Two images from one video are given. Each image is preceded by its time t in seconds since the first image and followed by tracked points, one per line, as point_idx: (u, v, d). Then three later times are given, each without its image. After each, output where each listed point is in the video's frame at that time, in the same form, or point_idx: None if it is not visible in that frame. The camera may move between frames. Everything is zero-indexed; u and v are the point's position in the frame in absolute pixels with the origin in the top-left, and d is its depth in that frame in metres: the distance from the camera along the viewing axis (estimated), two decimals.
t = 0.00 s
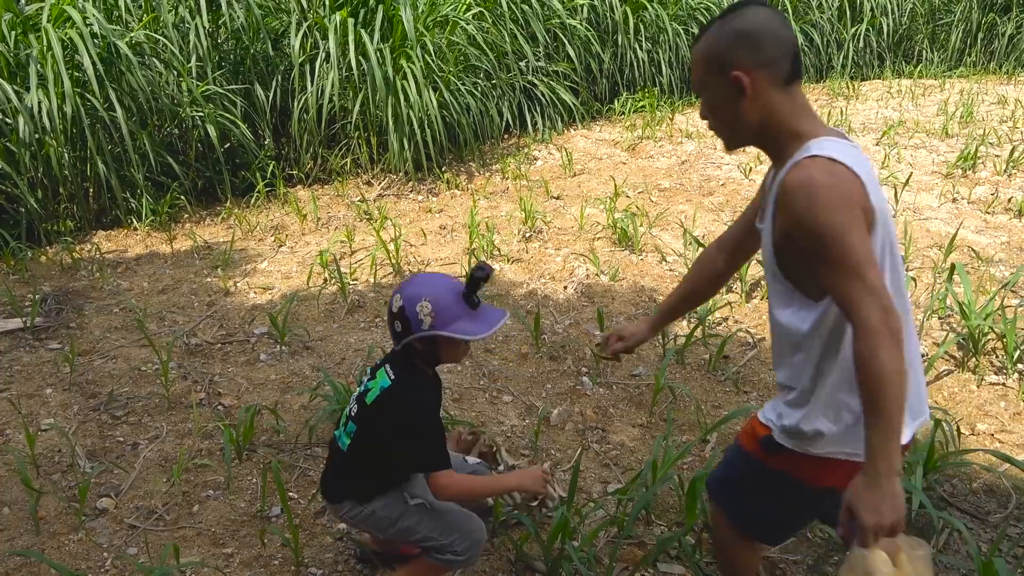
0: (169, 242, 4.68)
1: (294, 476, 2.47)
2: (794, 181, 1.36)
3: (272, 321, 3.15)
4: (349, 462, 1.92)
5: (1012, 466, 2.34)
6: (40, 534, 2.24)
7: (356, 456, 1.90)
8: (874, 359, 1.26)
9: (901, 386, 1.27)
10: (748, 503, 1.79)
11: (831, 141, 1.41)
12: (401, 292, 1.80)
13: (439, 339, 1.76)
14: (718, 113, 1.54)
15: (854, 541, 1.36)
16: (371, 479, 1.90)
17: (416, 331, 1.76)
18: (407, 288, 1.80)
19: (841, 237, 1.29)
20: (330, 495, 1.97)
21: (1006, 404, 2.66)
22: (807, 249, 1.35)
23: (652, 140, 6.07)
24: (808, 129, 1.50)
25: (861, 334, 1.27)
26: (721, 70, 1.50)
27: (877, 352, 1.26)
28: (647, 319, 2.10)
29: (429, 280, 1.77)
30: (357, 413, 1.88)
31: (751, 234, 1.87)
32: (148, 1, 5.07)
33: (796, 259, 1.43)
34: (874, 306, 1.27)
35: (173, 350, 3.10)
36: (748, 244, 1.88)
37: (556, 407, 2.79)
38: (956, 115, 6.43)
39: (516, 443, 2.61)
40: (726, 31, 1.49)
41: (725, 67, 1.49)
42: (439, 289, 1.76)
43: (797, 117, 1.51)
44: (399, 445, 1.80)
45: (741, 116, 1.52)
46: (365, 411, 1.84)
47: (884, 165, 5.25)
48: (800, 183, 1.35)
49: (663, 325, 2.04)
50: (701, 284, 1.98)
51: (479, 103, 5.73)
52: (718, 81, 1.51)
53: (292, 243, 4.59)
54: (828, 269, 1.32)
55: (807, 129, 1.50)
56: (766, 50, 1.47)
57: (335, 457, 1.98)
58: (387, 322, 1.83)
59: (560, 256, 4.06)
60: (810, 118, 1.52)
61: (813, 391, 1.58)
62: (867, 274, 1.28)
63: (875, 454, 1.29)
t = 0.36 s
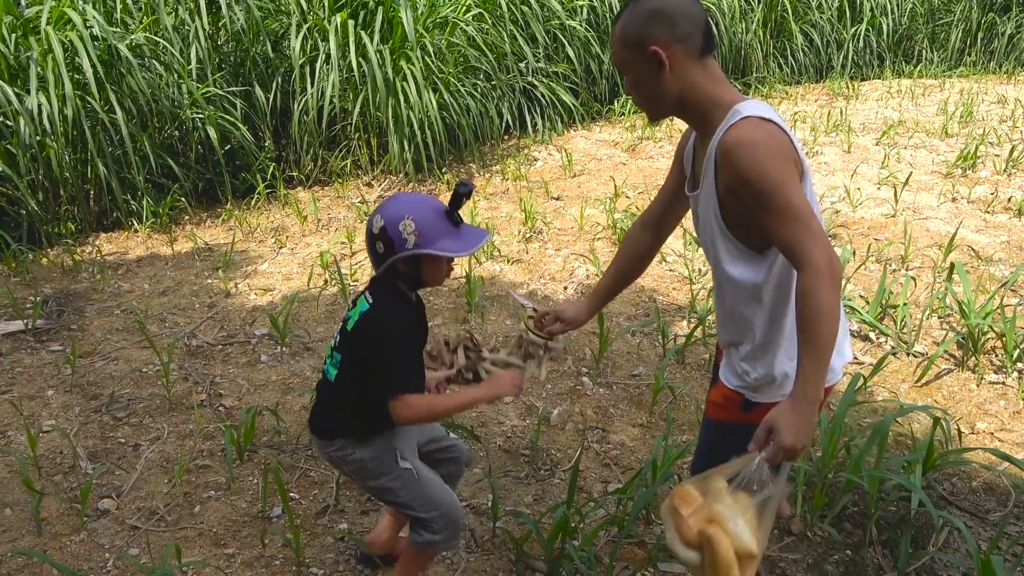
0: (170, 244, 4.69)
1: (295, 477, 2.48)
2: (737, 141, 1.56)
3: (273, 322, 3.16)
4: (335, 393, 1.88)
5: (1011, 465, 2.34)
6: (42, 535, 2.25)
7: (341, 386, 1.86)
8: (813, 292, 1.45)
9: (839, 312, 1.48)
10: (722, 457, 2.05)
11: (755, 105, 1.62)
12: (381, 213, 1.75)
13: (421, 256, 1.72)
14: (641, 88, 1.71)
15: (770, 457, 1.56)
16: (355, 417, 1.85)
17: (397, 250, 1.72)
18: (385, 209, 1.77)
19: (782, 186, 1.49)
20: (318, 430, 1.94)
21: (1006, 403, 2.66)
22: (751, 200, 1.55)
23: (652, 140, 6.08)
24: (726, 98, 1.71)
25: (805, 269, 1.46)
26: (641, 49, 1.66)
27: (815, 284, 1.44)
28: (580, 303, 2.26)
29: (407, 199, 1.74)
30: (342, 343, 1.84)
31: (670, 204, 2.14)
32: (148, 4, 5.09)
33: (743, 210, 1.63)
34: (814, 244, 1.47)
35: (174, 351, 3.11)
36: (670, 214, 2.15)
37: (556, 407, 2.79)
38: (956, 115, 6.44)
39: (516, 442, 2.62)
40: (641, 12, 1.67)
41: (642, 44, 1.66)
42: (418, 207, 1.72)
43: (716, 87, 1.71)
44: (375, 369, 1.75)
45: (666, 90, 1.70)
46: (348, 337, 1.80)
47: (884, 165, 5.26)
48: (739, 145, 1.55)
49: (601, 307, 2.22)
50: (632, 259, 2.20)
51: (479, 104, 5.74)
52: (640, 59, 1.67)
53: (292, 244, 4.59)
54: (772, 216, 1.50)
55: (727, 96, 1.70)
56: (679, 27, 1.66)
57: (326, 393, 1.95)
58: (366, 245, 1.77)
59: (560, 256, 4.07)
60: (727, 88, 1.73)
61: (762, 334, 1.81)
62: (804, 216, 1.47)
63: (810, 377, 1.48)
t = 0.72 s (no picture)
0: (175, 247, 4.71)
1: (299, 478, 2.48)
2: (745, 121, 1.65)
3: (277, 325, 3.17)
4: (325, 331, 1.92)
5: (1014, 467, 2.34)
6: (47, 536, 2.26)
7: (332, 326, 1.91)
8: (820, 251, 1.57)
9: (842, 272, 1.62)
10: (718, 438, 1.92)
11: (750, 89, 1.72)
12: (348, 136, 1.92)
13: (366, 177, 1.84)
14: (645, 72, 1.74)
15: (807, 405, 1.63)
16: (357, 346, 1.89)
17: (345, 175, 1.87)
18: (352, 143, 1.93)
19: (788, 161, 1.62)
20: (306, 376, 1.97)
21: (1009, 405, 2.66)
22: (759, 174, 1.65)
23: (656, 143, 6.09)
24: (723, 82, 1.77)
25: (812, 233, 1.58)
26: (652, 33, 1.69)
27: (822, 245, 1.57)
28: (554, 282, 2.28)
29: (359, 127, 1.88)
30: (331, 280, 1.91)
31: (646, 190, 2.21)
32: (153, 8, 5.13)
33: (744, 184, 1.72)
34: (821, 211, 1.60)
35: (178, 354, 3.12)
36: (648, 197, 2.22)
37: (559, 409, 2.79)
38: (960, 117, 6.43)
39: (519, 444, 2.62)
40: None
41: (652, 27, 1.69)
42: (363, 131, 1.86)
43: (715, 71, 1.78)
44: (376, 291, 1.84)
45: (669, 75, 1.74)
46: (341, 268, 1.87)
47: (888, 167, 5.25)
48: (747, 124, 1.65)
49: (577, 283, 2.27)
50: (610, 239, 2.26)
51: (482, 107, 5.75)
52: (647, 44, 1.71)
53: (297, 247, 4.61)
54: (781, 188, 1.62)
55: (723, 81, 1.77)
56: (684, 13, 1.71)
57: (311, 341, 1.99)
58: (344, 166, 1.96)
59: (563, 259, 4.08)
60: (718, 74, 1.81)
61: (755, 301, 1.84)
62: (806, 187, 1.61)
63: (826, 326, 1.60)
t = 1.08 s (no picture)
0: (179, 255, 4.73)
1: (300, 487, 2.48)
2: (761, 106, 1.67)
3: (279, 333, 3.17)
4: (331, 326, 1.94)
5: (1018, 477, 2.32)
6: (48, 544, 2.26)
7: (341, 321, 1.94)
8: (837, 231, 1.65)
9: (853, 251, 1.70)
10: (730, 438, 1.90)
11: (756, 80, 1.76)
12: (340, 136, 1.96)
13: (362, 174, 1.88)
14: (665, 56, 1.73)
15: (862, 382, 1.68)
16: (365, 336, 1.94)
17: (340, 175, 1.90)
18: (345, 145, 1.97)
19: (800, 145, 1.65)
20: (306, 369, 1.98)
21: (1014, 414, 2.64)
22: (773, 157, 1.67)
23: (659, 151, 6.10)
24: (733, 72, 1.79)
25: (827, 213, 1.65)
26: (677, 16, 1.69)
27: (838, 224, 1.65)
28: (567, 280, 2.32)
29: (348, 128, 1.93)
30: (339, 274, 1.92)
31: (649, 192, 2.20)
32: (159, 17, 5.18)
33: (754, 169, 1.73)
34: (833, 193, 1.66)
35: (181, 362, 3.13)
36: (649, 197, 2.22)
37: (561, 418, 2.79)
38: (963, 125, 6.43)
39: (521, 453, 2.62)
40: None
41: (677, 13, 1.69)
42: (352, 130, 1.90)
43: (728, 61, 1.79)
44: (392, 281, 1.89)
45: (689, 59, 1.73)
46: (351, 262, 1.89)
47: (892, 176, 5.25)
48: (763, 109, 1.66)
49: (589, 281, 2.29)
50: (612, 239, 2.27)
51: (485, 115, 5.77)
52: (671, 27, 1.70)
53: (300, 255, 4.62)
54: (797, 171, 1.66)
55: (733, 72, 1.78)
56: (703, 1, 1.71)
57: (309, 337, 2.00)
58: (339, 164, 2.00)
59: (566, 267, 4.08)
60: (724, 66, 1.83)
61: (759, 288, 1.81)
62: (817, 172, 1.66)
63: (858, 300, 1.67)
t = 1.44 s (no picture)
0: (183, 264, 4.75)
1: (301, 497, 2.48)
2: (775, 120, 1.67)
3: (281, 342, 3.18)
4: (331, 329, 1.97)
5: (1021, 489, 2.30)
6: (49, 553, 2.27)
7: (339, 325, 1.96)
8: (837, 251, 1.67)
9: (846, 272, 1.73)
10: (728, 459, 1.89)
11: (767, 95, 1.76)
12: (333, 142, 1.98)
13: (352, 176, 1.89)
14: (683, 61, 1.70)
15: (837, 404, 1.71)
16: (360, 342, 1.95)
17: (332, 179, 1.91)
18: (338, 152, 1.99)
19: (810, 162, 1.66)
20: (310, 370, 2.00)
21: (1016, 425, 2.62)
22: (784, 172, 1.67)
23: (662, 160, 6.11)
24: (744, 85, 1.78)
25: (828, 232, 1.67)
26: (701, 22, 1.67)
27: (838, 245, 1.67)
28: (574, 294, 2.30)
29: (339, 133, 1.94)
30: (335, 278, 1.96)
31: (649, 202, 2.20)
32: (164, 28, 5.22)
33: (760, 182, 1.73)
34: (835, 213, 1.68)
35: (184, 372, 3.14)
36: (648, 207, 2.22)
37: (562, 428, 2.78)
38: (967, 134, 6.43)
39: (522, 463, 2.61)
40: None
41: (702, 19, 1.67)
42: (342, 136, 1.91)
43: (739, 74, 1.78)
44: (381, 286, 1.90)
45: (707, 67, 1.70)
46: (343, 266, 1.92)
47: (895, 185, 5.24)
48: (778, 122, 1.66)
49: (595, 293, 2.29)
50: (612, 246, 2.27)
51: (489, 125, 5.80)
52: (694, 33, 1.68)
53: (303, 265, 4.63)
54: (804, 188, 1.67)
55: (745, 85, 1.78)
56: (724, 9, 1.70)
57: (313, 340, 2.02)
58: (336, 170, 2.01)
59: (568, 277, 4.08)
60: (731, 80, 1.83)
61: (755, 301, 1.80)
62: (822, 191, 1.68)
63: (844, 320, 1.70)
